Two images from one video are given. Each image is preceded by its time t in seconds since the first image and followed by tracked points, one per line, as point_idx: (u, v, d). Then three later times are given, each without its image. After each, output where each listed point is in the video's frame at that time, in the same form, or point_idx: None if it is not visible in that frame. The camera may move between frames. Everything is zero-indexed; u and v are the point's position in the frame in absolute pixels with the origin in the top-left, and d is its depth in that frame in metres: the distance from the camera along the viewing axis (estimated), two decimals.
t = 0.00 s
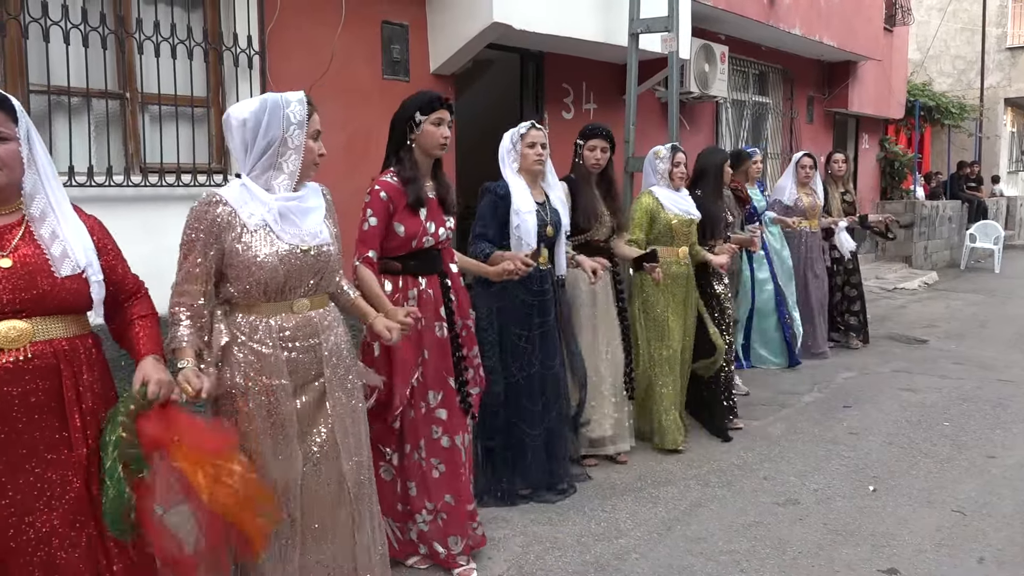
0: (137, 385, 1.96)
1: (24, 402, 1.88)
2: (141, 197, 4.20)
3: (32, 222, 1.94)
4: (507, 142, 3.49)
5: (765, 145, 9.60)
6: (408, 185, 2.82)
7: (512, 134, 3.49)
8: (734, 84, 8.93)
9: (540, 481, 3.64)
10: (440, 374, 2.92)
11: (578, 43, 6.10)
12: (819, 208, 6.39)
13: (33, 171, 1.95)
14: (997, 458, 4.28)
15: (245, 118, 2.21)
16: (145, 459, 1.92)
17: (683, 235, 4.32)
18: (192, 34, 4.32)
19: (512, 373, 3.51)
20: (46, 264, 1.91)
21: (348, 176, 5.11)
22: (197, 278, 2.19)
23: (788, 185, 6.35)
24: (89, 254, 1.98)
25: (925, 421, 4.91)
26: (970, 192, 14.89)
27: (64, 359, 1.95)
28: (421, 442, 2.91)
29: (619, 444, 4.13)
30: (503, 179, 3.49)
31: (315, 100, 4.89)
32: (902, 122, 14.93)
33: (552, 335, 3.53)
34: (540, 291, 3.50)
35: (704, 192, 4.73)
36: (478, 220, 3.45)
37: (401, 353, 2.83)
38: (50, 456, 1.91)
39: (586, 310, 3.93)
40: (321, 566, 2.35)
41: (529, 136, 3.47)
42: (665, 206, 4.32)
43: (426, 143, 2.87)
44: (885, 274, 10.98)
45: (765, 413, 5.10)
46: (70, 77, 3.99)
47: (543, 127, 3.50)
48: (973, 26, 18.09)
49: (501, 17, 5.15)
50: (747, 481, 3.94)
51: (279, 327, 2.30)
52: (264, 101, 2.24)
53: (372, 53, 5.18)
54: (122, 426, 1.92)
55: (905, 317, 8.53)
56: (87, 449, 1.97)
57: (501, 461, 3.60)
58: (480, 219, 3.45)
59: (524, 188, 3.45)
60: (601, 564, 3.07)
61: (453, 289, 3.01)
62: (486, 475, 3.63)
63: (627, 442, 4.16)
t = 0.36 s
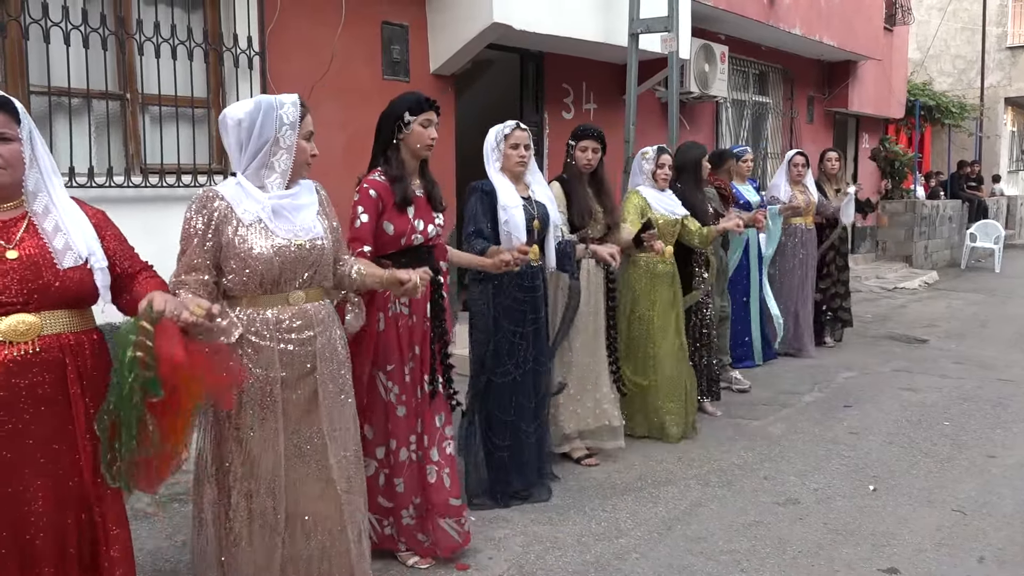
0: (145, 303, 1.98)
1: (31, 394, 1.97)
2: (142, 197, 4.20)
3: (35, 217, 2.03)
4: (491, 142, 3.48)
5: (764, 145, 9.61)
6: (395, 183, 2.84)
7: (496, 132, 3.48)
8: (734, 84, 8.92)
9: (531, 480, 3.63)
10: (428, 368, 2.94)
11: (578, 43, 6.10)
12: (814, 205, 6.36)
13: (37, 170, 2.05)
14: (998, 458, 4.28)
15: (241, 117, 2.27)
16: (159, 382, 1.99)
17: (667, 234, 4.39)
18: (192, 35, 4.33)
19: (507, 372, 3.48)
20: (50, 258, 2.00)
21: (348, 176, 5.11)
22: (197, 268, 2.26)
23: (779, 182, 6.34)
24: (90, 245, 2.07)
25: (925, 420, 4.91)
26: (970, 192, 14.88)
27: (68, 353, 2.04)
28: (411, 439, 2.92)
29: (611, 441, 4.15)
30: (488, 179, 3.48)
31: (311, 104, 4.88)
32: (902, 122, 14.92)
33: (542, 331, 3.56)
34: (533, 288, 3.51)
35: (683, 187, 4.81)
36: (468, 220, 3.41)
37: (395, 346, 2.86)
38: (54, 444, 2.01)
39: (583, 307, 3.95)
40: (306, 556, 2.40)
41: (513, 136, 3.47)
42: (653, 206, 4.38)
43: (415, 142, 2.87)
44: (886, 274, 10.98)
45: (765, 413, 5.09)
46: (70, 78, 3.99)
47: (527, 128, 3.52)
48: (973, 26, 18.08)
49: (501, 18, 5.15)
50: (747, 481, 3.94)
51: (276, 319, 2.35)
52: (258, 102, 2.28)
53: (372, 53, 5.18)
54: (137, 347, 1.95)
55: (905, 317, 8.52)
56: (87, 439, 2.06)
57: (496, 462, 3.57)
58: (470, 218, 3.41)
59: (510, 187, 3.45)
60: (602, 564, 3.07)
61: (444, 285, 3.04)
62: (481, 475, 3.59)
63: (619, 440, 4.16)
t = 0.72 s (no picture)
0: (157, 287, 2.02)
1: (48, 389, 1.98)
2: (144, 198, 4.20)
3: (62, 220, 2.05)
4: (496, 141, 3.48)
5: (766, 146, 9.61)
6: (403, 184, 2.85)
7: (501, 133, 3.47)
8: (735, 85, 8.93)
9: (528, 478, 3.63)
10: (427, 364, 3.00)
11: (580, 44, 6.10)
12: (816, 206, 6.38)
13: (62, 172, 2.06)
14: (998, 458, 4.28)
15: (264, 121, 2.28)
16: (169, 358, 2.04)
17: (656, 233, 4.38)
18: (193, 36, 4.34)
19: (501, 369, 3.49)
20: (78, 261, 2.03)
21: (348, 177, 5.12)
22: (208, 262, 2.26)
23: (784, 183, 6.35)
24: (116, 251, 2.11)
25: (926, 421, 4.91)
26: (971, 193, 14.87)
27: (86, 350, 2.05)
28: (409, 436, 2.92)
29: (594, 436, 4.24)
30: (490, 179, 3.49)
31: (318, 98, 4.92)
32: (903, 123, 14.91)
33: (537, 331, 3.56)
34: (526, 287, 3.48)
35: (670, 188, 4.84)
36: (467, 216, 3.42)
37: (397, 343, 2.88)
38: (68, 439, 2.02)
39: (580, 304, 3.95)
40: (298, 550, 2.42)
41: (517, 137, 3.45)
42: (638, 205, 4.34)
43: (424, 146, 2.89)
44: (887, 275, 10.97)
45: (766, 414, 5.10)
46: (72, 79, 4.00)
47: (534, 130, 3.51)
48: (974, 26, 18.07)
49: (502, 18, 5.16)
50: (748, 482, 3.94)
51: (284, 316, 2.35)
52: (281, 106, 2.30)
53: (374, 54, 5.19)
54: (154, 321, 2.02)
55: (906, 318, 8.52)
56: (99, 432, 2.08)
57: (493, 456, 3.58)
58: (468, 215, 3.42)
59: (512, 188, 3.46)
60: (602, 564, 3.07)
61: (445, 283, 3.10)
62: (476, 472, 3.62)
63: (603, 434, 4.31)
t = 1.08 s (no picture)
0: (140, 375, 2.02)
1: (26, 394, 1.98)
2: (140, 197, 4.19)
3: (48, 222, 2.04)
4: (491, 142, 3.48)
5: (762, 145, 9.62)
6: (393, 183, 2.85)
7: (494, 133, 3.48)
8: (731, 84, 8.94)
9: (519, 473, 3.66)
10: (422, 364, 3.03)
11: (576, 43, 6.11)
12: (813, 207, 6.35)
13: (51, 173, 2.05)
14: (994, 456, 4.28)
15: (252, 120, 2.26)
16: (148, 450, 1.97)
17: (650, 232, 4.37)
18: (189, 35, 4.33)
19: (491, 369, 3.51)
20: (61, 265, 2.02)
21: (344, 176, 5.11)
22: (200, 271, 2.28)
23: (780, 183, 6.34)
24: (101, 255, 2.09)
25: (922, 419, 4.92)
26: (967, 191, 14.89)
27: (67, 355, 2.04)
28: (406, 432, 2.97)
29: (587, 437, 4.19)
30: (487, 180, 3.49)
31: (315, 96, 4.92)
32: (900, 122, 14.94)
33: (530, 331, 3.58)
34: (520, 287, 3.53)
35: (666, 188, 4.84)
36: (464, 219, 3.46)
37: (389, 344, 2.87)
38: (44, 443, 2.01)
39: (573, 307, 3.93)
40: (295, 548, 2.41)
41: (511, 136, 3.46)
42: (637, 203, 4.33)
43: (413, 148, 2.89)
44: (883, 273, 10.99)
45: (762, 412, 5.10)
46: (66, 77, 3.99)
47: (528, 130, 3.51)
48: (970, 26, 18.12)
49: (498, 17, 5.16)
50: (744, 480, 3.95)
51: (269, 320, 2.35)
52: (270, 105, 2.29)
53: (370, 52, 5.18)
54: (127, 416, 1.97)
55: (902, 316, 8.53)
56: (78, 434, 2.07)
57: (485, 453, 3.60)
58: (465, 217, 3.46)
59: (509, 188, 3.44)
60: (599, 563, 3.07)
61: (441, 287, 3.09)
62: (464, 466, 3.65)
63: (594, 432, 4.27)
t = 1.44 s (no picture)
0: (89, 329, 1.90)
1: None
2: (125, 201, 4.21)
3: None
4: (474, 142, 3.46)
5: (749, 146, 9.65)
6: (371, 186, 2.79)
7: (477, 135, 3.46)
8: (718, 85, 8.97)
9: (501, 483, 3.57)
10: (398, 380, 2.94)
11: (563, 44, 6.11)
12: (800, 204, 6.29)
13: None
14: (981, 453, 4.31)
15: (192, 121, 2.17)
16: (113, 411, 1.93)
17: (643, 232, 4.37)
18: (174, 37, 4.32)
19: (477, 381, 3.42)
20: None
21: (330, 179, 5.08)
22: (147, 277, 2.16)
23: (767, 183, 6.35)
24: (25, 266, 2.00)
25: (909, 417, 4.94)
26: (953, 190, 15.00)
27: None
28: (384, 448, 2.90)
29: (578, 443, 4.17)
30: (472, 183, 3.48)
31: (302, 97, 4.90)
32: (885, 122, 15.04)
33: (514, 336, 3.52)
34: (504, 295, 3.44)
35: (657, 186, 4.85)
36: (454, 221, 3.38)
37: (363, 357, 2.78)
38: None
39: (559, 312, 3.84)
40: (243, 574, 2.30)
41: (494, 136, 3.44)
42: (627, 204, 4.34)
43: (388, 149, 2.82)
44: (870, 272, 11.05)
45: (751, 412, 5.12)
46: (50, 81, 3.96)
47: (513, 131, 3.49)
48: (954, 26, 18.25)
49: (485, 19, 5.16)
50: (734, 480, 3.96)
51: (221, 334, 2.23)
52: (212, 104, 2.17)
53: (357, 55, 5.17)
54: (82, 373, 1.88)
55: (889, 315, 8.58)
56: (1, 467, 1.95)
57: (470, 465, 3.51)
58: (455, 219, 3.38)
59: (493, 190, 3.44)
60: (590, 564, 3.08)
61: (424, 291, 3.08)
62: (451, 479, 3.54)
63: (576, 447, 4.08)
